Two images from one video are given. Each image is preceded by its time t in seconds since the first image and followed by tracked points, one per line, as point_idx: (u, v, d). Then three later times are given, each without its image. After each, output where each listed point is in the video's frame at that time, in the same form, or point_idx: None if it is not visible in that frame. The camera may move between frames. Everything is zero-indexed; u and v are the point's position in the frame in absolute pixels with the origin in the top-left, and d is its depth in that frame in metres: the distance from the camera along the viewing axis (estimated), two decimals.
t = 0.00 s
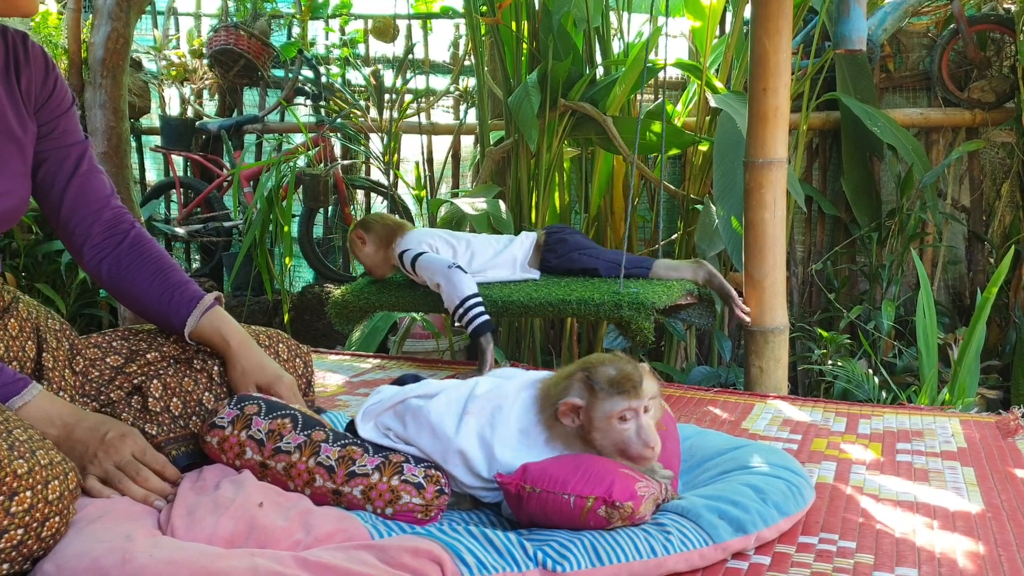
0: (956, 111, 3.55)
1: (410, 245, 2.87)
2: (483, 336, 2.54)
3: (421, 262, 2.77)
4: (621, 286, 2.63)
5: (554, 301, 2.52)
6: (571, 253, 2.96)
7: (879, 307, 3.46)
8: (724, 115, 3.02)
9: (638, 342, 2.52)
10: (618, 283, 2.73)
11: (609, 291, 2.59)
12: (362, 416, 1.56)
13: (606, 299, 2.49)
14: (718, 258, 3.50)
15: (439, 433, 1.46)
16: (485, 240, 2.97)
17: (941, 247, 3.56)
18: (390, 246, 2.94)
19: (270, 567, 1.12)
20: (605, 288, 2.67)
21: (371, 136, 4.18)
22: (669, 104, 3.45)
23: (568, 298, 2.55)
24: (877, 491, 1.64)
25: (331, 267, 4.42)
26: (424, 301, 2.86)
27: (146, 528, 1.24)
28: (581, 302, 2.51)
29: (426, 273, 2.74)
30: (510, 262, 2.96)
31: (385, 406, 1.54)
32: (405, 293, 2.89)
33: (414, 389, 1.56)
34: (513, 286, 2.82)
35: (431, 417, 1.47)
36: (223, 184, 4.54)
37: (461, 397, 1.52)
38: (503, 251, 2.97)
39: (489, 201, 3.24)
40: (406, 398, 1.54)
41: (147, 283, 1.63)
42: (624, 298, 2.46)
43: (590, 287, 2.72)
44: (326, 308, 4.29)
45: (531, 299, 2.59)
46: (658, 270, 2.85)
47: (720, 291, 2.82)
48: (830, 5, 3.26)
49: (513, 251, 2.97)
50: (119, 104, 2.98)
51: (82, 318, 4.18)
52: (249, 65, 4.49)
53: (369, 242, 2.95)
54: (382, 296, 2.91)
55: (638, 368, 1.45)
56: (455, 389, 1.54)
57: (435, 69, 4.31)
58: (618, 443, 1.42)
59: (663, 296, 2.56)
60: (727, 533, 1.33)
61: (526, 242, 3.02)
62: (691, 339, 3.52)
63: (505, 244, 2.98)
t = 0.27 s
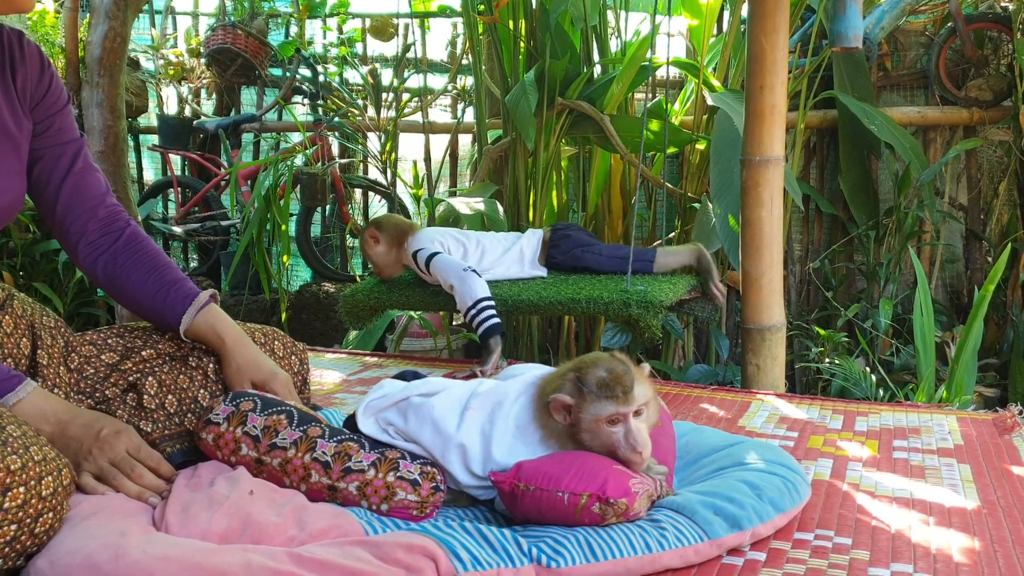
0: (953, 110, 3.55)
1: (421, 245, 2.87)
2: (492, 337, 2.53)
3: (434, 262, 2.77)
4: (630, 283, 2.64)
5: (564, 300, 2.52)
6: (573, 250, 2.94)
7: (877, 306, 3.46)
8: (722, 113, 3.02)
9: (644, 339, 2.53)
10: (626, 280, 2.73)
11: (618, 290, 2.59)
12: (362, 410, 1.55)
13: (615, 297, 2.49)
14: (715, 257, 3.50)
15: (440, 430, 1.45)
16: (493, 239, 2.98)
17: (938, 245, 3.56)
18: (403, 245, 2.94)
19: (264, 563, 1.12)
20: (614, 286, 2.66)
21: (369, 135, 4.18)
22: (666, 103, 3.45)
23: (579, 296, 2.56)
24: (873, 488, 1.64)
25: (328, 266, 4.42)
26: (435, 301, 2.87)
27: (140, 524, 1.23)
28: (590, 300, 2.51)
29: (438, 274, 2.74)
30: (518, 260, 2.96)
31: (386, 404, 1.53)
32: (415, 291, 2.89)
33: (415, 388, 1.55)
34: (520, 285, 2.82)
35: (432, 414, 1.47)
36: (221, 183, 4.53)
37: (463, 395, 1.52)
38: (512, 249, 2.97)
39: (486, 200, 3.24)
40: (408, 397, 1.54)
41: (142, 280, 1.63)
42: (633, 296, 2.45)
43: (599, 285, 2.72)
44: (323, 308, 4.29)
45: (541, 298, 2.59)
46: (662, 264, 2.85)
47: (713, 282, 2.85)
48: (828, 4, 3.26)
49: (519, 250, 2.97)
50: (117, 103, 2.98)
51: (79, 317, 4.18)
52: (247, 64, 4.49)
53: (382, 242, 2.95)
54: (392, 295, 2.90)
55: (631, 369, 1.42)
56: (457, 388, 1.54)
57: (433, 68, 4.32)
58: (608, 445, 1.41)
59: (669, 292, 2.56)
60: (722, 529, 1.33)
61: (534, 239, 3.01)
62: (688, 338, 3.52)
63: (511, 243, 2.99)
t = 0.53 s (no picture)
0: (950, 106, 3.55)
1: (424, 240, 2.87)
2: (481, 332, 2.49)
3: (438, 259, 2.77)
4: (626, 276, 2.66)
5: (565, 294, 2.53)
6: (571, 243, 2.95)
7: (874, 302, 3.46)
8: (718, 111, 3.03)
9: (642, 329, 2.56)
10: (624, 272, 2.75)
11: (618, 283, 2.59)
12: (356, 403, 1.55)
13: (615, 291, 2.50)
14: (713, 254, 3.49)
15: (434, 419, 1.45)
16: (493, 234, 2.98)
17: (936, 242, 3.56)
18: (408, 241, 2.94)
19: (255, 553, 1.12)
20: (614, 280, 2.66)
21: (366, 133, 4.18)
22: (663, 100, 3.45)
23: (580, 290, 2.56)
24: (868, 481, 1.64)
25: (326, 264, 4.42)
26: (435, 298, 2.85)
27: (131, 515, 1.23)
28: (592, 293, 2.52)
29: (438, 269, 2.75)
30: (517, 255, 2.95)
31: (378, 395, 1.53)
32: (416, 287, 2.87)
33: (406, 380, 1.55)
34: (528, 280, 2.79)
35: (426, 403, 1.47)
36: (218, 181, 4.53)
37: (455, 387, 1.52)
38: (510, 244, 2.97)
39: (483, 196, 3.24)
40: (401, 388, 1.54)
41: (135, 274, 1.63)
42: (633, 290, 2.47)
43: (596, 279, 2.72)
44: (321, 305, 4.29)
45: (541, 292, 2.59)
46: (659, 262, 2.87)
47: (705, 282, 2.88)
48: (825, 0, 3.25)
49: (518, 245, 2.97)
50: (113, 99, 2.97)
51: (76, 315, 4.17)
52: (243, 61, 4.49)
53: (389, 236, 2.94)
54: (392, 291, 2.89)
55: (635, 365, 1.44)
56: (450, 381, 1.55)
57: (430, 65, 4.31)
58: (606, 438, 1.41)
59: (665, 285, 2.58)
60: (715, 521, 1.33)
61: (533, 234, 3.00)
62: (685, 335, 3.52)
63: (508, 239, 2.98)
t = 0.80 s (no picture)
0: (947, 104, 3.55)
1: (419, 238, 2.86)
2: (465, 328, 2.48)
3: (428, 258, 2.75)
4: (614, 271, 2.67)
5: (552, 289, 2.55)
6: (561, 237, 2.93)
7: (871, 300, 3.46)
8: (715, 107, 3.01)
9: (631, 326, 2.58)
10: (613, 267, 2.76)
11: (604, 279, 2.60)
12: (352, 395, 1.55)
13: (602, 287, 2.51)
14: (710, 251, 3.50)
15: (432, 410, 1.46)
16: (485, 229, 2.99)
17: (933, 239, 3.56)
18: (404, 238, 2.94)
19: (247, 545, 1.11)
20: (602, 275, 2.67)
21: (364, 131, 4.19)
22: (660, 97, 3.46)
23: (567, 286, 2.57)
24: (863, 476, 1.64)
25: (324, 262, 4.43)
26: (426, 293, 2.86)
27: (124, 508, 1.23)
28: (578, 290, 2.53)
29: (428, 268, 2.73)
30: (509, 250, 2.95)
31: (376, 389, 1.54)
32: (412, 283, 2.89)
33: (404, 374, 1.56)
34: (520, 274, 2.80)
35: (425, 395, 1.48)
36: (216, 179, 4.53)
37: (453, 380, 1.53)
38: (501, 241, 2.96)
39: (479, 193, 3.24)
40: (399, 381, 1.55)
41: (130, 269, 1.63)
42: (619, 286, 2.48)
43: (585, 274, 2.73)
44: (319, 303, 4.30)
45: (531, 288, 2.60)
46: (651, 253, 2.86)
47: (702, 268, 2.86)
48: None
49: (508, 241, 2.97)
50: (111, 97, 2.97)
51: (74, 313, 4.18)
52: (241, 59, 4.50)
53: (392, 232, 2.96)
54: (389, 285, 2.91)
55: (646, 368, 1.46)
56: (448, 375, 1.56)
57: (428, 63, 4.32)
58: (615, 437, 1.42)
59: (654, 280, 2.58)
60: (708, 514, 1.33)
61: (524, 229, 2.99)
62: (683, 332, 3.52)
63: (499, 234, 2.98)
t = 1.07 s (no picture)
0: (946, 102, 3.56)
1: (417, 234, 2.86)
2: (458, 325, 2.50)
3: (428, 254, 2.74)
4: (597, 267, 2.67)
5: (535, 285, 2.55)
6: (546, 230, 2.96)
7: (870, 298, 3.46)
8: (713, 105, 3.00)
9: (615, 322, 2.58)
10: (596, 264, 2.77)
11: (587, 276, 2.61)
12: (349, 391, 1.55)
13: (583, 283, 2.51)
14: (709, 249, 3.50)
15: (430, 405, 1.46)
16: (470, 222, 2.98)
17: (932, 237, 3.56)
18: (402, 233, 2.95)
19: (242, 539, 1.12)
20: (582, 271, 2.68)
21: (363, 130, 4.19)
22: (659, 95, 3.46)
23: (549, 282, 2.57)
24: (859, 472, 1.64)
25: (323, 261, 4.43)
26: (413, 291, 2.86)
27: (120, 503, 1.23)
28: (560, 286, 2.53)
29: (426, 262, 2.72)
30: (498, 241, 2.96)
31: (373, 384, 1.54)
32: (396, 281, 2.89)
33: (399, 370, 1.56)
34: (504, 269, 2.83)
35: (423, 390, 1.48)
36: (216, 178, 4.54)
37: (449, 376, 1.54)
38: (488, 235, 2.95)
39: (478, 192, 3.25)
40: (395, 377, 1.54)
41: (127, 265, 1.63)
42: (600, 282, 2.48)
43: (568, 270, 2.73)
44: (319, 302, 4.30)
45: (515, 285, 2.60)
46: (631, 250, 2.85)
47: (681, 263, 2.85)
48: None
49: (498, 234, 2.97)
50: (110, 96, 2.98)
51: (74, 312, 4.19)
52: (240, 58, 4.51)
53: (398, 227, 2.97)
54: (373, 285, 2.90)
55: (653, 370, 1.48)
56: (442, 371, 1.56)
57: (427, 62, 4.32)
58: (627, 438, 1.43)
59: (636, 277, 2.58)
60: (703, 509, 1.33)
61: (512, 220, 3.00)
62: (681, 330, 3.53)
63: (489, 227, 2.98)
